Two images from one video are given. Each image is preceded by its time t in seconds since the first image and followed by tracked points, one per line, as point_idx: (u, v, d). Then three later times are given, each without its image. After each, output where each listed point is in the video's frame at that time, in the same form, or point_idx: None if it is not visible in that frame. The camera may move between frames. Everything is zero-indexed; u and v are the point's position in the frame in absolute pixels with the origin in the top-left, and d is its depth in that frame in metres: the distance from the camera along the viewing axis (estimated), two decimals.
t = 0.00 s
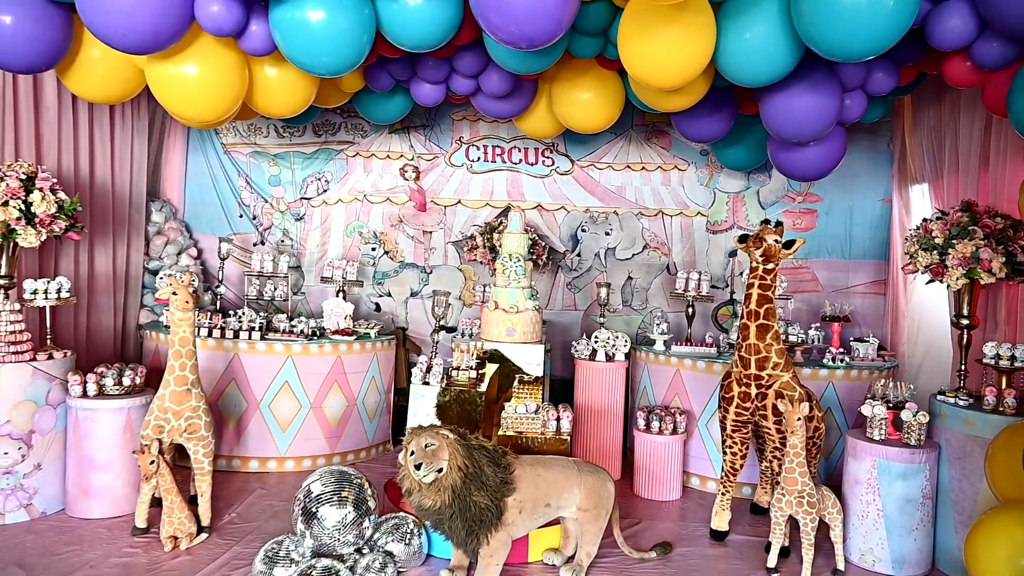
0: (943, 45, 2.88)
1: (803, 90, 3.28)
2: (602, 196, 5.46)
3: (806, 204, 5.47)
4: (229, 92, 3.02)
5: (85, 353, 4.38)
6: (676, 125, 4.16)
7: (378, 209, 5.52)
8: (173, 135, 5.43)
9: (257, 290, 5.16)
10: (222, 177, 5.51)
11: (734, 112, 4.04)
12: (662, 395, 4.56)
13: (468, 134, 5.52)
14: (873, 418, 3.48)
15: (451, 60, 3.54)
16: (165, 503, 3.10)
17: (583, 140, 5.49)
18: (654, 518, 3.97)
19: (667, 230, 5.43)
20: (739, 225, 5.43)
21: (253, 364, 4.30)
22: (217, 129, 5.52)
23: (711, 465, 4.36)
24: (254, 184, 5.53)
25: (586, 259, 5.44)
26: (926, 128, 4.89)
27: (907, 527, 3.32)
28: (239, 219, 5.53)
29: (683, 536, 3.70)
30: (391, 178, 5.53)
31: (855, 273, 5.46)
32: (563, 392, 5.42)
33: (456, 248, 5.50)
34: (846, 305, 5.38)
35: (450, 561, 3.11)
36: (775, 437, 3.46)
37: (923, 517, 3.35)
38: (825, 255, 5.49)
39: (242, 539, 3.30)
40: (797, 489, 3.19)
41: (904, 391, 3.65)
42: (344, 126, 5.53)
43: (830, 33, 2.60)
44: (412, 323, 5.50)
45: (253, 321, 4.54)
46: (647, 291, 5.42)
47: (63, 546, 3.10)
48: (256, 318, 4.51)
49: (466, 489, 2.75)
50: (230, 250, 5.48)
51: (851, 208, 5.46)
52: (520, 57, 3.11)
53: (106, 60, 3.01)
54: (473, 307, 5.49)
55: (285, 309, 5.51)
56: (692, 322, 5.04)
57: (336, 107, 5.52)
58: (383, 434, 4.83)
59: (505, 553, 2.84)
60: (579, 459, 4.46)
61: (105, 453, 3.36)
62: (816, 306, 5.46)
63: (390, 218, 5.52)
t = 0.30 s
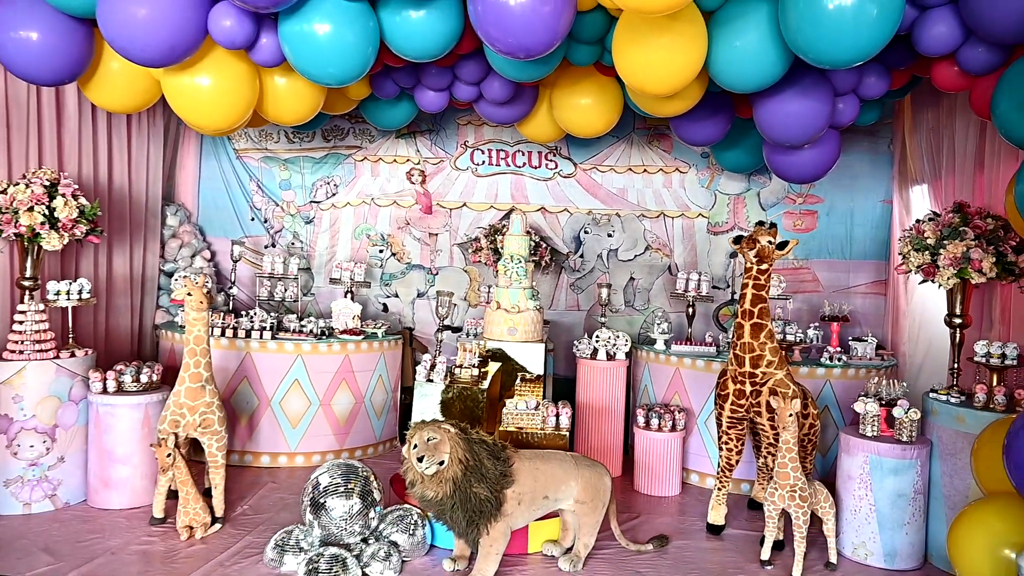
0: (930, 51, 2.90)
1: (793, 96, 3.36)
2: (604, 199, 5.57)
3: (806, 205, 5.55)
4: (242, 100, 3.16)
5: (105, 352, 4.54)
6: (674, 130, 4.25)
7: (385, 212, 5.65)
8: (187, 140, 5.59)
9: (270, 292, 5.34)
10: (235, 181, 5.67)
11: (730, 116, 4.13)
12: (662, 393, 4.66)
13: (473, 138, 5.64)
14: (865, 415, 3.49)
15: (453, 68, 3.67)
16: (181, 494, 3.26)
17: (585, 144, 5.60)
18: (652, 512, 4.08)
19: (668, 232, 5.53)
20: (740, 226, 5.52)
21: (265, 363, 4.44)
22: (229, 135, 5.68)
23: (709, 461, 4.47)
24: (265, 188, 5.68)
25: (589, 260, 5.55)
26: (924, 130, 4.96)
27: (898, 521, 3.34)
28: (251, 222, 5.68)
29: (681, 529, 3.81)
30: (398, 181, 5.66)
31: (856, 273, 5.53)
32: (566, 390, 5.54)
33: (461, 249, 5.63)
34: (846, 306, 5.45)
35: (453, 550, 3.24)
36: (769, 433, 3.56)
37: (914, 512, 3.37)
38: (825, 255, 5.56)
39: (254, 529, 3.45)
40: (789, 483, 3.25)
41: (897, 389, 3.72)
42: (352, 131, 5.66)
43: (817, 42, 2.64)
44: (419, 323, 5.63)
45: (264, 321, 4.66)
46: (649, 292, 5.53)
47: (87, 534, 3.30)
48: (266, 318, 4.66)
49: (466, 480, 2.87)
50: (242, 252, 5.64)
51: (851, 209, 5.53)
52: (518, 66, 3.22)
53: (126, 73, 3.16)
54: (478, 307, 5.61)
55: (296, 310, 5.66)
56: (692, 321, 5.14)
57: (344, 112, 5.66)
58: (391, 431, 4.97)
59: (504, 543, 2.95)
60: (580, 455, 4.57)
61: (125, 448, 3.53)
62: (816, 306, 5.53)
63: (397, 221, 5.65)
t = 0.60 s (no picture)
0: (919, 54, 2.95)
1: (788, 99, 3.42)
2: (608, 200, 5.67)
3: (807, 205, 5.62)
4: (253, 107, 3.28)
5: (122, 350, 4.69)
6: (674, 132, 4.33)
7: (393, 214, 5.78)
8: (201, 144, 5.74)
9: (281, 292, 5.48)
10: (247, 184, 5.82)
11: (729, 118, 4.20)
12: (663, 390, 4.75)
13: (479, 141, 5.75)
14: (859, 411, 3.56)
15: (457, 74, 3.78)
16: (195, 486, 3.40)
17: (589, 145, 5.70)
18: (652, 506, 4.17)
19: (671, 232, 5.62)
20: (742, 226, 5.60)
21: (276, 360, 4.58)
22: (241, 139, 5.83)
23: (709, 457, 4.56)
24: (277, 191, 5.83)
25: (593, 260, 5.65)
26: (924, 130, 5.01)
27: (891, 514, 3.41)
28: (263, 224, 5.82)
29: (680, 523, 3.90)
30: (405, 183, 5.79)
31: (858, 272, 5.58)
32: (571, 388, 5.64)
33: (467, 250, 5.74)
34: (847, 304, 5.51)
35: (456, 540, 3.36)
36: (765, 428, 3.65)
37: (907, 505, 3.43)
38: (827, 254, 5.62)
39: (265, 519, 3.59)
40: (783, 477, 3.33)
41: (892, 385, 3.77)
42: (360, 135, 5.80)
43: (806, 48, 2.71)
44: (426, 322, 5.75)
45: (276, 320, 4.80)
46: (652, 291, 5.62)
47: (106, 523, 3.45)
48: (278, 317, 4.80)
49: (468, 472, 2.98)
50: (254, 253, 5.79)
51: (852, 209, 5.59)
52: (517, 72, 3.33)
53: (141, 82, 3.29)
54: (484, 306, 5.72)
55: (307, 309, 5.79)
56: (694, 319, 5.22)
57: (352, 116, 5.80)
58: (398, 428, 5.09)
59: (505, 533, 3.07)
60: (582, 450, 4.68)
61: (142, 441, 3.68)
62: (818, 305, 5.60)
63: (405, 222, 5.78)
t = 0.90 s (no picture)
0: (906, 59, 3.01)
1: (782, 102, 3.48)
2: (612, 201, 5.76)
3: (809, 205, 5.68)
4: (261, 115, 3.41)
5: (138, 347, 4.85)
6: (672, 134, 4.39)
7: (400, 215, 5.90)
8: (214, 148, 5.91)
9: (292, 291, 5.62)
10: (259, 187, 5.97)
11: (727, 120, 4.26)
12: (665, 388, 4.84)
13: (485, 143, 5.87)
14: (852, 408, 3.63)
15: (459, 80, 3.89)
16: (207, 479, 3.54)
17: (592, 147, 5.79)
18: (651, 501, 4.27)
19: (674, 232, 5.70)
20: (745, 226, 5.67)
21: (286, 359, 4.71)
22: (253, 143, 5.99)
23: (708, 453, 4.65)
24: (288, 193, 5.97)
25: (597, 259, 5.75)
26: (925, 131, 5.06)
27: (883, 509, 3.47)
28: (274, 225, 5.97)
29: (678, 517, 3.98)
30: (413, 185, 5.91)
31: (860, 271, 5.62)
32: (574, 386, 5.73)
33: (473, 250, 5.85)
34: (848, 303, 5.56)
35: (457, 532, 3.47)
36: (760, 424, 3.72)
37: (899, 500, 3.49)
38: (829, 253, 5.67)
39: (274, 511, 3.72)
40: (776, 472, 3.40)
41: (885, 382, 3.85)
42: (369, 138, 5.93)
43: (793, 55, 2.79)
44: (432, 321, 5.87)
45: (286, 318, 4.94)
46: (656, 291, 5.70)
47: (123, 514, 3.60)
48: (288, 317, 4.94)
49: (467, 466, 3.09)
50: (266, 254, 5.94)
51: (854, 209, 5.63)
52: (515, 78, 3.43)
53: (155, 91, 3.43)
54: (489, 305, 5.82)
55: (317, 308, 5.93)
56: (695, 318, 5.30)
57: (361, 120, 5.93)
58: (405, 424, 5.21)
59: (503, 524, 3.18)
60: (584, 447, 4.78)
61: (157, 436, 3.83)
62: (819, 304, 5.65)
63: (412, 224, 5.90)
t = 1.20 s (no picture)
0: (893, 66, 3.08)
1: (774, 108, 3.55)
2: (615, 204, 5.84)
3: (811, 208, 5.73)
4: (267, 123, 3.54)
5: (152, 347, 5.01)
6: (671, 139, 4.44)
7: (407, 218, 6.03)
8: (227, 153, 6.06)
9: (302, 293, 5.76)
10: (270, 191, 6.12)
11: (725, 124, 4.33)
12: (666, 388, 4.91)
13: (490, 147, 5.98)
14: (845, 408, 3.68)
15: (460, 88, 4.00)
16: (216, 473, 3.67)
17: (596, 151, 5.88)
18: (649, 499, 4.35)
19: (677, 235, 5.78)
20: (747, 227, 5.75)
21: (295, 359, 4.85)
22: (265, 148, 6.14)
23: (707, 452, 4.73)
24: (298, 197, 6.11)
25: (600, 261, 5.83)
26: (925, 134, 5.09)
27: (876, 507, 3.51)
28: (285, 228, 6.11)
29: (674, 514, 4.06)
30: (419, 189, 6.03)
31: (862, 273, 5.66)
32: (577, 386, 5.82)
33: (478, 252, 5.96)
34: (850, 305, 5.60)
35: (456, 526, 3.58)
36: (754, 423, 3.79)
37: (891, 499, 3.53)
38: (832, 255, 5.71)
39: (281, 505, 3.85)
40: (769, 470, 3.46)
41: (878, 384, 3.94)
42: (376, 143, 6.06)
43: (780, 62, 2.86)
44: (439, 322, 5.99)
45: (295, 319, 5.07)
46: (658, 292, 5.78)
47: (136, 506, 3.75)
48: (296, 317, 5.07)
49: (464, 462, 3.18)
50: (277, 256, 6.09)
51: (857, 211, 5.67)
52: (513, 87, 3.54)
53: (167, 100, 3.57)
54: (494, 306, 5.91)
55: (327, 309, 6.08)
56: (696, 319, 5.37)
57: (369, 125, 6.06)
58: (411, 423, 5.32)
59: (499, 519, 3.28)
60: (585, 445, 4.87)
61: (169, 432, 3.97)
62: (821, 305, 5.69)
63: (419, 226, 6.02)
